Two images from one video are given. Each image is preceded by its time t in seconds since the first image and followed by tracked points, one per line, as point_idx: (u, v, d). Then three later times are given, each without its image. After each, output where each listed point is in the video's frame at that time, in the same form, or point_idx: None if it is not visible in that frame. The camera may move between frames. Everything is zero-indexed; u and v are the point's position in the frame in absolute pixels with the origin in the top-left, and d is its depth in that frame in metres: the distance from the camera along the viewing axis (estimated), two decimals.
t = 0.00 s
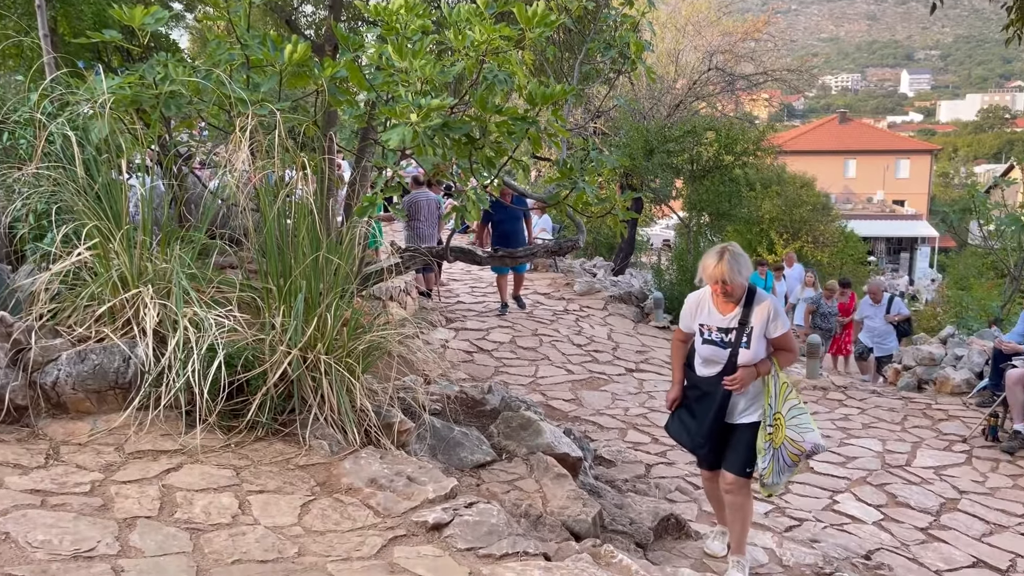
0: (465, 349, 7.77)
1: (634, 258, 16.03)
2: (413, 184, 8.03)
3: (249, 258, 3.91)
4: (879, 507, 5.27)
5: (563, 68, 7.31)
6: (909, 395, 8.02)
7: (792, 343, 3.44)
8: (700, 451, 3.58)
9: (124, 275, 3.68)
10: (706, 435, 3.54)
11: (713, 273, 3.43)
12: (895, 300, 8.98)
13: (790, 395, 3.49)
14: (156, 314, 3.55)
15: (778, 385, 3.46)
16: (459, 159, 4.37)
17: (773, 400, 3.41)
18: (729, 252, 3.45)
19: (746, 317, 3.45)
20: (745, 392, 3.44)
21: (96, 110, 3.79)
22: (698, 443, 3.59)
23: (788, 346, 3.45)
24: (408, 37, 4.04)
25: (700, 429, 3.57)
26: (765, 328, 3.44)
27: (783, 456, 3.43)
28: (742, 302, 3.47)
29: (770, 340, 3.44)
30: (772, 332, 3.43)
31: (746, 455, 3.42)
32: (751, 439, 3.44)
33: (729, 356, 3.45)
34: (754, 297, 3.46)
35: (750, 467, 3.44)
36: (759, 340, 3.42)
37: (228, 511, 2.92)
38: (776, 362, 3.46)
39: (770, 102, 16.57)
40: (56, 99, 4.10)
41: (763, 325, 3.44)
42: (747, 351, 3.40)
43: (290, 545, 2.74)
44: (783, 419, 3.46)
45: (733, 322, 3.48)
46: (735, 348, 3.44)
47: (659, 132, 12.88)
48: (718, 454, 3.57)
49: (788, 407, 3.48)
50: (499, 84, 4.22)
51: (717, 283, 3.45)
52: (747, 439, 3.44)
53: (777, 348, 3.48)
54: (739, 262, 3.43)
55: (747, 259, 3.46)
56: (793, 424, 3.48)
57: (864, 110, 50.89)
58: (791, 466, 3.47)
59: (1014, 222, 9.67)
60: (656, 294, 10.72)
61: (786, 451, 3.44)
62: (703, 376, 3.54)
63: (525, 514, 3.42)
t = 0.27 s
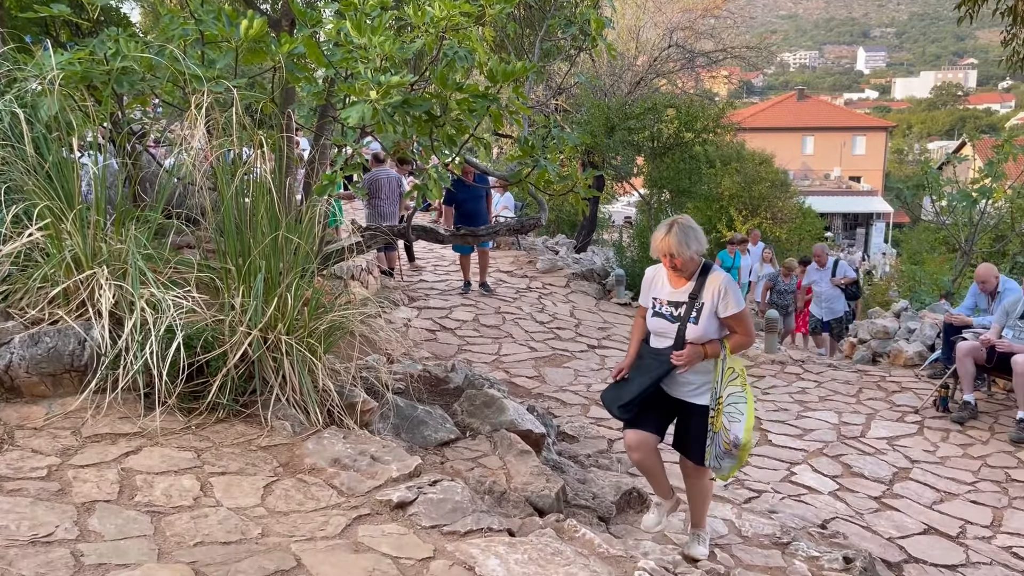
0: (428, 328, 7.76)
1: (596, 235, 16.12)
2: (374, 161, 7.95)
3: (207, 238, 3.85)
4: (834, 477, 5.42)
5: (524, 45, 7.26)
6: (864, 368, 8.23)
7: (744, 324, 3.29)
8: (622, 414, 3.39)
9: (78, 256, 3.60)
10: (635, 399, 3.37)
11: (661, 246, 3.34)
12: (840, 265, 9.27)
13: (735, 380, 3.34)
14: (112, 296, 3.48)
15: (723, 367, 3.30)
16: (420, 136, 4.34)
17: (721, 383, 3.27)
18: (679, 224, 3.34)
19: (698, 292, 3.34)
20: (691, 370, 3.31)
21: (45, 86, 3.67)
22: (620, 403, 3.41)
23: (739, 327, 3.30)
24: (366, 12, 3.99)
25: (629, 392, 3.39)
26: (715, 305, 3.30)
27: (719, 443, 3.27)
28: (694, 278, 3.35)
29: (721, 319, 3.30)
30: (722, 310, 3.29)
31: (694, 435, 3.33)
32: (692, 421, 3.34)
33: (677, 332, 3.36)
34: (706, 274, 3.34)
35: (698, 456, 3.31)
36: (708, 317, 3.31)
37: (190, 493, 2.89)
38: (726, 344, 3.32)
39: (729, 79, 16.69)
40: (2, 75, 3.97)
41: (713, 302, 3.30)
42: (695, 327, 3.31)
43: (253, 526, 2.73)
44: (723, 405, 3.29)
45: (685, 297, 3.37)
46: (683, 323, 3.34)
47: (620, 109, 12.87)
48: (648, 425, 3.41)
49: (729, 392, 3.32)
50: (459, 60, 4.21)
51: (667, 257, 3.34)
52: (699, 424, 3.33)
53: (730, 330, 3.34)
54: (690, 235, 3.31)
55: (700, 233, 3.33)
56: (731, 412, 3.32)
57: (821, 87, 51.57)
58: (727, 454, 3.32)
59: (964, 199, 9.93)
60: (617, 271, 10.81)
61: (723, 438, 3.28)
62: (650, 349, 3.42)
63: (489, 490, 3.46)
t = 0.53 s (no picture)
0: (400, 315, 7.74)
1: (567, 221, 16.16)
2: (343, 147, 7.87)
3: (174, 225, 3.80)
4: (802, 458, 5.51)
5: (494, 30, 7.22)
6: (832, 351, 8.36)
7: (696, 311, 3.24)
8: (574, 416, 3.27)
9: (41, 244, 3.52)
10: (589, 402, 3.26)
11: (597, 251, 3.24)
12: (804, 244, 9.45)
13: (690, 372, 3.32)
14: (77, 285, 3.42)
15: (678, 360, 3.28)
16: (390, 122, 4.30)
17: (675, 374, 3.27)
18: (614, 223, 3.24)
19: (643, 289, 3.25)
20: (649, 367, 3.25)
21: (4, 70, 3.57)
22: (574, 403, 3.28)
23: (691, 316, 3.25)
24: None
25: (583, 395, 3.28)
26: (664, 299, 3.23)
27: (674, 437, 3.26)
28: (638, 275, 3.27)
29: (672, 312, 3.24)
30: (671, 302, 3.23)
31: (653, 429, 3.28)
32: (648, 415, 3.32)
33: (630, 334, 3.27)
34: (649, 268, 3.26)
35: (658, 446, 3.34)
36: (659, 312, 3.24)
37: (160, 483, 2.86)
38: (680, 334, 3.27)
39: (699, 64, 16.75)
40: None
41: (660, 296, 3.23)
42: (647, 327, 3.23)
43: (225, 515, 2.71)
44: (678, 398, 3.28)
45: (631, 296, 3.29)
46: (635, 325, 3.25)
47: (591, 94, 12.71)
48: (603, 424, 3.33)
49: (685, 384, 3.29)
50: (429, 45, 4.16)
51: (605, 259, 3.25)
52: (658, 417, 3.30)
53: (682, 319, 3.29)
54: (625, 233, 3.22)
55: (636, 227, 3.25)
56: (683, 405, 3.26)
57: (790, 72, 51.99)
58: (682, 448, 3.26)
59: (929, 183, 10.10)
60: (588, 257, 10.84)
61: (679, 430, 3.25)
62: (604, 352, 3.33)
63: (463, 476, 3.47)
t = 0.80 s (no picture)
0: (377, 307, 7.72)
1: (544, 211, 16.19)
2: (318, 138, 7.81)
3: (146, 217, 3.75)
4: (777, 446, 5.59)
5: (470, 20, 7.18)
6: (806, 340, 8.46)
7: (636, 280, 3.11)
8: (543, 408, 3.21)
9: (10, 237, 3.46)
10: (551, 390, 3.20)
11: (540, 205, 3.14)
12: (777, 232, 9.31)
13: (638, 341, 3.19)
14: (47, 279, 3.37)
15: (622, 328, 3.16)
16: (366, 112, 4.27)
17: (622, 344, 3.14)
18: (555, 181, 3.12)
19: (581, 255, 3.12)
20: (592, 337, 3.14)
21: None
22: (540, 396, 3.22)
23: (635, 282, 3.14)
24: None
25: (544, 382, 3.21)
26: (602, 265, 3.09)
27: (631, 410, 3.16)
28: (577, 238, 3.13)
29: (611, 278, 3.11)
30: (609, 271, 3.09)
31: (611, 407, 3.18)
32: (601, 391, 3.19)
33: (568, 301, 3.15)
34: (589, 231, 3.12)
35: (610, 420, 3.19)
36: (598, 278, 3.10)
37: (135, 478, 2.84)
38: (623, 302, 3.14)
39: (674, 55, 16.80)
40: None
41: (600, 262, 3.09)
42: (585, 295, 3.10)
43: (201, 510, 2.70)
44: (627, 369, 3.15)
45: (571, 262, 3.15)
46: (573, 293, 3.13)
47: (567, 85, 12.80)
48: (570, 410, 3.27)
49: (633, 354, 3.17)
50: (404, 36, 4.12)
51: (545, 219, 3.12)
52: (608, 389, 3.17)
53: (626, 287, 3.16)
54: (565, 190, 3.09)
55: (580, 185, 3.12)
56: (637, 376, 3.16)
57: (764, 63, 52.34)
58: (639, 423, 3.17)
59: (901, 174, 10.23)
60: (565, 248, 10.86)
61: (637, 404, 3.15)
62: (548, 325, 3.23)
63: (441, 468, 3.47)
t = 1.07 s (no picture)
0: (356, 301, 7.69)
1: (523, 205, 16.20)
2: (296, 131, 7.76)
3: (121, 212, 3.70)
4: (756, 438, 5.64)
5: (448, 13, 7.15)
6: (784, 332, 8.55)
7: (606, 264, 3.07)
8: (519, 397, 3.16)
9: None
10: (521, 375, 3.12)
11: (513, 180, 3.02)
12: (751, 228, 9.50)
13: (605, 324, 3.07)
14: (20, 274, 3.31)
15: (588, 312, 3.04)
16: (344, 106, 4.24)
17: (586, 328, 3.03)
18: (531, 154, 3.01)
19: (552, 234, 3.04)
20: (556, 317, 3.04)
21: None
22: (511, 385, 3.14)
23: (603, 267, 3.09)
24: None
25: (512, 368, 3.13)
26: (573, 245, 3.03)
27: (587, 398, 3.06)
28: (548, 215, 3.06)
29: (579, 259, 3.05)
30: (581, 252, 3.04)
31: (557, 356, 2.98)
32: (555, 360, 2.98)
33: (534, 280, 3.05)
34: (561, 210, 3.05)
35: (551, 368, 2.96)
36: (567, 258, 3.04)
37: (111, 476, 2.81)
38: (590, 286, 3.07)
39: (653, 48, 16.84)
40: None
41: (570, 242, 3.03)
42: (553, 274, 3.02)
43: (179, 506, 2.68)
44: (588, 353, 3.04)
45: (539, 240, 3.06)
46: (541, 271, 3.04)
47: (547, 79, 12.97)
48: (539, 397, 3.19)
49: (598, 337, 3.05)
50: (382, 28, 4.09)
51: (518, 193, 3.01)
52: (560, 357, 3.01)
53: (592, 270, 3.11)
54: (540, 165, 2.99)
55: (556, 161, 3.02)
56: (599, 361, 3.04)
57: (742, 56, 52.61)
58: (595, 410, 3.07)
59: (876, 167, 10.34)
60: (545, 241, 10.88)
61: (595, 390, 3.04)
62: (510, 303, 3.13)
63: (421, 462, 3.48)
